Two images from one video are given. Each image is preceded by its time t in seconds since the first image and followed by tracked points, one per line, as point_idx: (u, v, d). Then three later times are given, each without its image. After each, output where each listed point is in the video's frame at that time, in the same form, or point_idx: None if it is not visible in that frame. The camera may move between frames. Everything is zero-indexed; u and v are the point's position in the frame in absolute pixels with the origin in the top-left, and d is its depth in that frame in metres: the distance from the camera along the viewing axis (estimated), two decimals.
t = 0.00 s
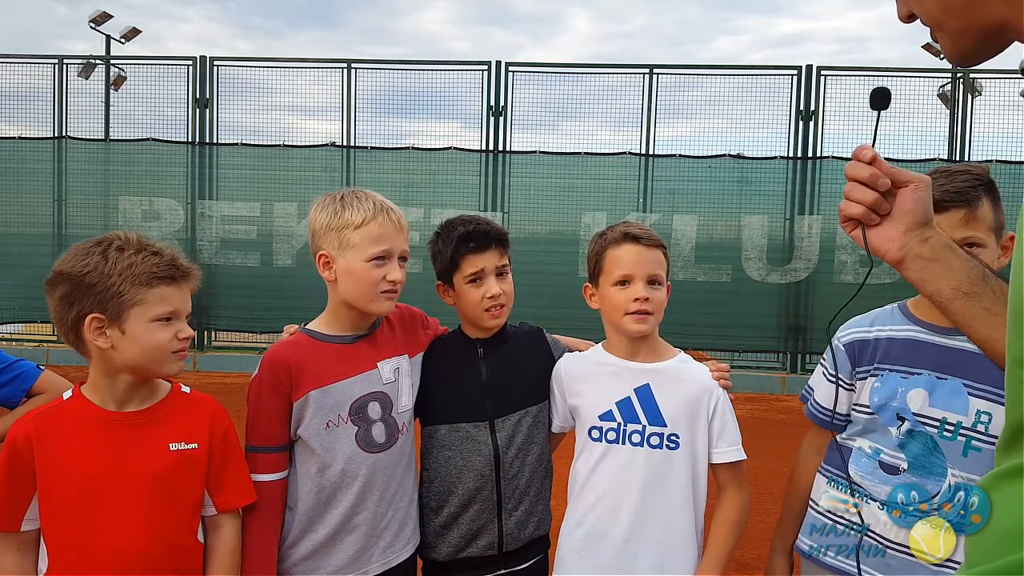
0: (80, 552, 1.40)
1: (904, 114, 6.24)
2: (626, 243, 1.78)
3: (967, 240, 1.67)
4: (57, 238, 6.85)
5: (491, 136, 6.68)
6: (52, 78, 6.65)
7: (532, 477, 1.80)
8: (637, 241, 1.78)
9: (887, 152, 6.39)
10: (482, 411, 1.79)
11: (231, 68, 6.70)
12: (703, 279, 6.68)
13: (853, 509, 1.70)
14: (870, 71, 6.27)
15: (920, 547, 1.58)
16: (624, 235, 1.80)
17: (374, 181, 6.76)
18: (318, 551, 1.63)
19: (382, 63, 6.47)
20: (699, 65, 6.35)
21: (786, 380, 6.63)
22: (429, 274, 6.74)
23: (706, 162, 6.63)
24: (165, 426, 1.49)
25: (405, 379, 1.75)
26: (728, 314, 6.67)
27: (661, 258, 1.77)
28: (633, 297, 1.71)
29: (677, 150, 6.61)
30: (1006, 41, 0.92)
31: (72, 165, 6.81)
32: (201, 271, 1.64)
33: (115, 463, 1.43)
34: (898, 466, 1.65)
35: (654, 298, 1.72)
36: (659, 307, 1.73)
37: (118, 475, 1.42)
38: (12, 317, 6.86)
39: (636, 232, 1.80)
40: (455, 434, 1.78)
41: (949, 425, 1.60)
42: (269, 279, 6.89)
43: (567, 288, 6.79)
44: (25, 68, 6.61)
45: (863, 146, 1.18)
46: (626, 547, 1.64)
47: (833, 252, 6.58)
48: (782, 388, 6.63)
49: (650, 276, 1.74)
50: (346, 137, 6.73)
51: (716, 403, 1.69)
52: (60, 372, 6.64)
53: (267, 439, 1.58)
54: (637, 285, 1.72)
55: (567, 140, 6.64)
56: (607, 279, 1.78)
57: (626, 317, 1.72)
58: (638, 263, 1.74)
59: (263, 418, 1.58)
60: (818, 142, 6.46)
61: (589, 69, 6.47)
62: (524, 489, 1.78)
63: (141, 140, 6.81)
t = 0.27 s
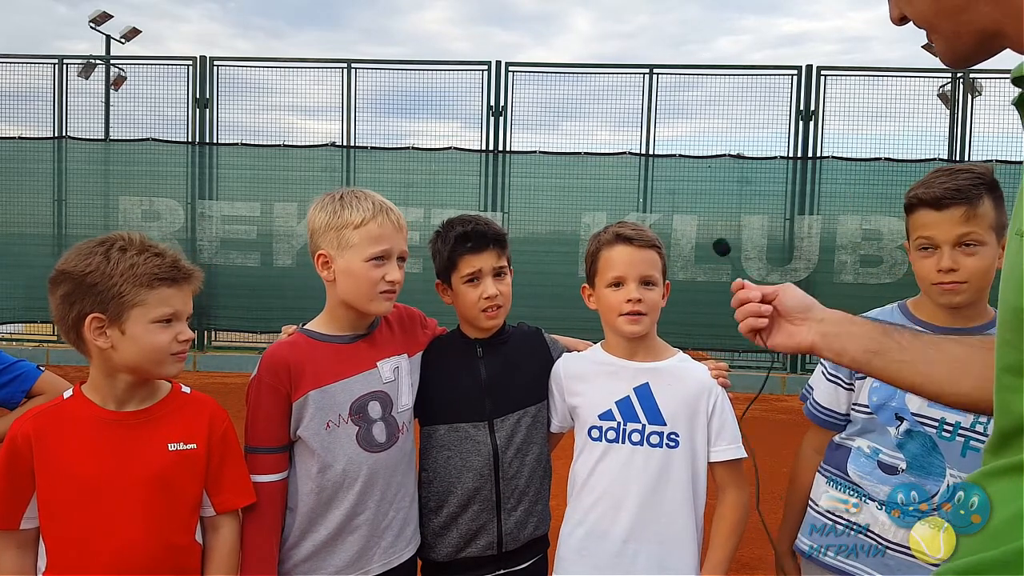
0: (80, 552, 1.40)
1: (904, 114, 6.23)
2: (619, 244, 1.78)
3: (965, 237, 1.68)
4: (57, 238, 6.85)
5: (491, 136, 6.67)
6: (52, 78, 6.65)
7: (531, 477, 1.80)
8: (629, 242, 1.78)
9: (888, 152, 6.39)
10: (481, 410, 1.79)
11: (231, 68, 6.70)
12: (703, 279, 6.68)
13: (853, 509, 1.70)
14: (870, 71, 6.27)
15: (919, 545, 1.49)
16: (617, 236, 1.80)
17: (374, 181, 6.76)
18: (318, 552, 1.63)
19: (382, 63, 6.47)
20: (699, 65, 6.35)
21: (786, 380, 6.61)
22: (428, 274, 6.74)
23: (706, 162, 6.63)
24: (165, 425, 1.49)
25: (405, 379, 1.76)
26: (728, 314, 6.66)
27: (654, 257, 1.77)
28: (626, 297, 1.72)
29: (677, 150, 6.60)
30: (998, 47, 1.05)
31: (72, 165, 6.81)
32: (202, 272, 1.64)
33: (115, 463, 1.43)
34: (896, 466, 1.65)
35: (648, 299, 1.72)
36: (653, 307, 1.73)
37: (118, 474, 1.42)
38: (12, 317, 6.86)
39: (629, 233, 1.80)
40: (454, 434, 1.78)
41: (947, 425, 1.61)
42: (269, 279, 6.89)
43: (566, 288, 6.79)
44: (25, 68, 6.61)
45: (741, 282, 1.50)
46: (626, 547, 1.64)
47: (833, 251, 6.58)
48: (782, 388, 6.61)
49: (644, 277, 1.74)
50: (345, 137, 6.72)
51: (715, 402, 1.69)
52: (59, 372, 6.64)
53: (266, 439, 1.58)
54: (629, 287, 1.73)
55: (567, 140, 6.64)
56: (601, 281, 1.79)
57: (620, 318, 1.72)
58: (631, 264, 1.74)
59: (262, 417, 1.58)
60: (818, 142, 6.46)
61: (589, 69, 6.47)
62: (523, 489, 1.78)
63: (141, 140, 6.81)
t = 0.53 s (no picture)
0: (79, 551, 1.40)
1: (904, 114, 6.23)
2: (609, 244, 1.79)
3: (932, 242, 1.73)
4: (57, 237, 6.85)
5: (491, 136, 6.67)
6: (52, 78, 6.65)
7: (530, 476, 1.80)
8: (619, 241, 1.78)
9: (888, 153, 6.40)
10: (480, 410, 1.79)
11: (231, 68, 6.70)
12: (703, 279, 6.68)
13: (853, 509, 1.70)
14: (870, 71, 6.26)
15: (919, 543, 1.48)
16: (607, 236, 1.81)
17: (374, 182, 6.76)
18: (318, 552, 1.63)
19: (382, 63, 6.47)
20: (699, 65, 6.35)
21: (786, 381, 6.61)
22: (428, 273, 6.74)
23: (706, 162, 6.63)
24: (164, 425, 1.49)
25: (403, 379, 1.75)
26: (728, 313, 6.66)
27: (646, 256, 1.76)
28: (616, 297, 1.73)
29: (678, 150, 6.61)
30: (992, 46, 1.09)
31: (72, 165, 6.81)
32: (200, 272, 1.64)
33: (114, 462, 1.43)
34: (895, 466, 1.65)
35: (639, 298, 1.72)
36: (645, 305, 1.73)
37: (117, 474, 1.43)
38: (13, 317, 6.86)
39: (619, 232, 1.80)
40: (453, 434, 1.78)
41: (946, 425, 1.61)
42: (269, 279, 6.89)
43: (566, 288, 6.78)
44: (25, 68, 6.60)
45: (704, 328, 1.64)
46: (625, 546, 1.64)
47: (833, 252, 6.58)
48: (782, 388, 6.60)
49: (633, 276, 1.74)
50: (345, 137, 6.72)
51: (712, 401, 1.70)
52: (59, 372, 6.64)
53: (265, 439, 1.58)
54: (620, 286, 1.73)
55: (567, 140, 6.63)
56: (596, 281, 1.80)
57: (611, 317, 1.74)
58: (621, 263, 1.74)
59: (261, 418, 1.57)
60: (818, 142, 6.46)
61: (589, 69, 6.47)
62: (522, 488, 1.78)
63: (141, 140, 6.81)
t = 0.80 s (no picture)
0: (78, 552, 1.40)
1: (904, 114, 6.22)
2: (599, 244, 1.79)
3: (928, 242, 1.74)
4: (57, 237, 6.84)
5: (491, 136, 6.68)
6: (52, 78, 6.65)
7: (529, 476, 1.80)
8: (608, 242, 1.78)
9: (888, 153, 6.40)
10: (478, 410, 1.79)
11: (231, 68, 6.70)
12: (703, 279, 6.68)
13: (854, 509, 1.70)
14: (870, 71, 6.26)
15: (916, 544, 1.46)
16: (598, 237, 1.81)
17: (374, 182, 6.76)
18: (317, 553, 1.63)
19: (382, 63, 6.47)
20: (699, 65, 6.35)
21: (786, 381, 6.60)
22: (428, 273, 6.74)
23: (706, 162, 6.63)
24: (163, 425, 1.49)
25: (402, 380, 1.75)
26: (728, 313, 6.66)
27: (636, 255, 1.75)
28: (605, 297, 1.73)
29: (678, 151, 6.61)
30: (980, 43, 1.13)
31: (72, 165, 6.81)
32: (198, 271, 1.64)
33: (114, 462, 1.43)
34: (894, 467, 1.65)
35: (629, 297, 1.72)
36: (636, 304, 1.72)
37: (117, 474, 1.43)
38: (13, 317, 6.86)
39: (608, 233, 1.80)
40: (452, 434, 1.78)
41: (945, 425, 1.61)
42: (269, 279, 6.89)
43: (566, 288, 6.78)
44: (25, 68, 6.60)
45: (695, 336, 1.61)
46: (623, 546, 1.64)
47: (833, 252, 6.58)
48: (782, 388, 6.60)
49: (621, 275, 1.73)
50: (346, 137, 6.72)
51: (709, 401, 1.71)
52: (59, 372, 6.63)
53: (264, 441, 1.57)
54: (609, 286, 1.74)
55: (567, 140, 6.63)
56: (587, 279, 1.81)
57: (602, 318, 1.74)
58: (611, 263, 1.74)
59: (260, 419, 1.57)
60: (818, 142, 6.46)
61: (589, 69, 6.47)
62: (521, 489, 1.78)
63: (141, 140, 6.81)
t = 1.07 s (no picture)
0: (78, 551, 1.40)
1: (904, 114, 6.22)
2: (594, 244, 1.79)
3: (927, 243, 1.73)
4: (57, 237, 6.84)
5: (491, 136, 6.68)
6: (52, 78, 6.65)
7: (527, 476, 1.79)
8: (603, 241, 1.77)
9: (888, 153, 6.40)
10: (477, 410, 1.79)
11: (231, 68, 6.70)
12: (702, 279, 6.68)
13: (854, 509, 1.70)
14: (870, 71, 6.26)
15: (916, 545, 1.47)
16: (593, 237, 1.81)
17: (374, 182, 6.76)
18: (317, 554, 1.63)
19: (382, 63, 6.47)
20: (699, 65, 6.35)
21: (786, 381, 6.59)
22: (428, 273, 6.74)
23: (706, 162, 6.63)
24: (162, 426, 1.49)
25: (401, 381, 1.75)
26: (728, 313, 6.65)
27: (631, 255, 1.75)
28: (600, 296, 1.74)
29: (677, 150, 6.61)
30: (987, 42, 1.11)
31: (72, 165, 6.81)
32: (197, 272, 1.64)
33: (113, 463, 1.43)
34: (895, 467, 1.65)
35: (623, 296, 1.72)
36: (630, 303, 1.72)
37: (116, 474, 1.43)
38: (13, 317, 6.86)
39: (603, 232, 1.80)
40: (450, 434, 1.78)
41: (946, 426, 1.61)
42: (269, 279, 6.89)
43: (566, 288, 6.78)
44: (25, 68, 6.60)
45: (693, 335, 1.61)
46: (622, 547, 1.63)
47: (833, 252, 6.58)
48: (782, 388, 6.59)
49: (615, 274, 1.73)
50: (345, 137, 6.72)
51: (706, 401, 1.71)
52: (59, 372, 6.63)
53: (262, 442, 1.57)
54: (604, 285, 1.74)
55: (567, 140, 6.63)
56: (581, 277, 1.81)
57: (598, 317, 1.75)
58: (606, 262, 1.74)
59: (258, 419, 1.57)
60: (818, 142, 6.46)
61: (589, 69, 6.47)
62: (520, 489, 1.78)
63: (141, 140, 6.81)
